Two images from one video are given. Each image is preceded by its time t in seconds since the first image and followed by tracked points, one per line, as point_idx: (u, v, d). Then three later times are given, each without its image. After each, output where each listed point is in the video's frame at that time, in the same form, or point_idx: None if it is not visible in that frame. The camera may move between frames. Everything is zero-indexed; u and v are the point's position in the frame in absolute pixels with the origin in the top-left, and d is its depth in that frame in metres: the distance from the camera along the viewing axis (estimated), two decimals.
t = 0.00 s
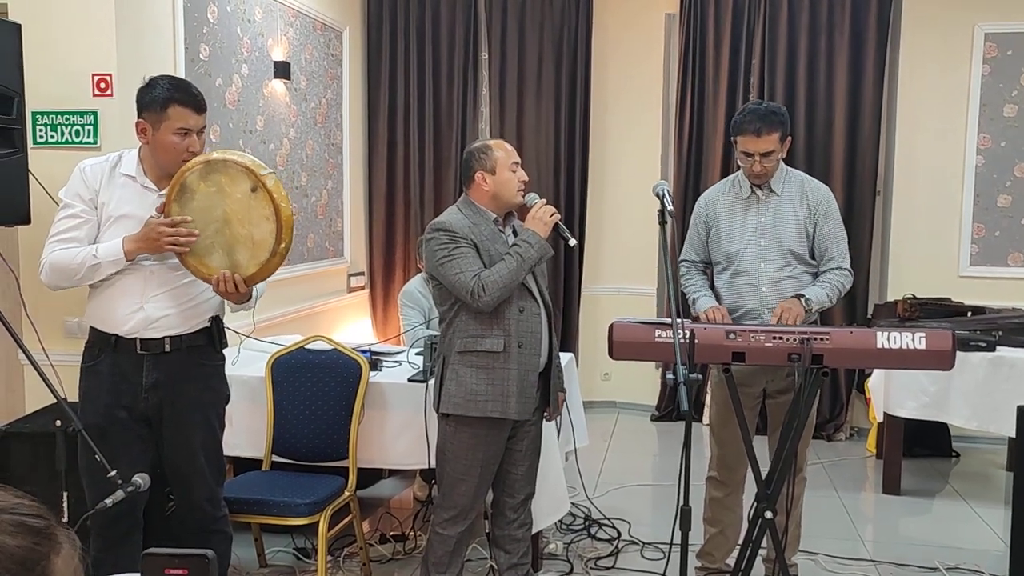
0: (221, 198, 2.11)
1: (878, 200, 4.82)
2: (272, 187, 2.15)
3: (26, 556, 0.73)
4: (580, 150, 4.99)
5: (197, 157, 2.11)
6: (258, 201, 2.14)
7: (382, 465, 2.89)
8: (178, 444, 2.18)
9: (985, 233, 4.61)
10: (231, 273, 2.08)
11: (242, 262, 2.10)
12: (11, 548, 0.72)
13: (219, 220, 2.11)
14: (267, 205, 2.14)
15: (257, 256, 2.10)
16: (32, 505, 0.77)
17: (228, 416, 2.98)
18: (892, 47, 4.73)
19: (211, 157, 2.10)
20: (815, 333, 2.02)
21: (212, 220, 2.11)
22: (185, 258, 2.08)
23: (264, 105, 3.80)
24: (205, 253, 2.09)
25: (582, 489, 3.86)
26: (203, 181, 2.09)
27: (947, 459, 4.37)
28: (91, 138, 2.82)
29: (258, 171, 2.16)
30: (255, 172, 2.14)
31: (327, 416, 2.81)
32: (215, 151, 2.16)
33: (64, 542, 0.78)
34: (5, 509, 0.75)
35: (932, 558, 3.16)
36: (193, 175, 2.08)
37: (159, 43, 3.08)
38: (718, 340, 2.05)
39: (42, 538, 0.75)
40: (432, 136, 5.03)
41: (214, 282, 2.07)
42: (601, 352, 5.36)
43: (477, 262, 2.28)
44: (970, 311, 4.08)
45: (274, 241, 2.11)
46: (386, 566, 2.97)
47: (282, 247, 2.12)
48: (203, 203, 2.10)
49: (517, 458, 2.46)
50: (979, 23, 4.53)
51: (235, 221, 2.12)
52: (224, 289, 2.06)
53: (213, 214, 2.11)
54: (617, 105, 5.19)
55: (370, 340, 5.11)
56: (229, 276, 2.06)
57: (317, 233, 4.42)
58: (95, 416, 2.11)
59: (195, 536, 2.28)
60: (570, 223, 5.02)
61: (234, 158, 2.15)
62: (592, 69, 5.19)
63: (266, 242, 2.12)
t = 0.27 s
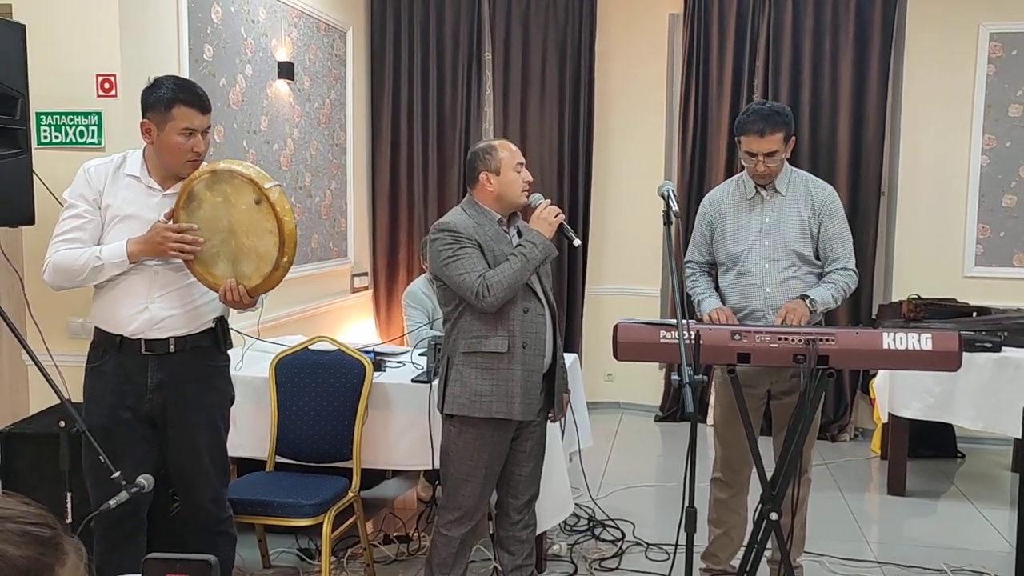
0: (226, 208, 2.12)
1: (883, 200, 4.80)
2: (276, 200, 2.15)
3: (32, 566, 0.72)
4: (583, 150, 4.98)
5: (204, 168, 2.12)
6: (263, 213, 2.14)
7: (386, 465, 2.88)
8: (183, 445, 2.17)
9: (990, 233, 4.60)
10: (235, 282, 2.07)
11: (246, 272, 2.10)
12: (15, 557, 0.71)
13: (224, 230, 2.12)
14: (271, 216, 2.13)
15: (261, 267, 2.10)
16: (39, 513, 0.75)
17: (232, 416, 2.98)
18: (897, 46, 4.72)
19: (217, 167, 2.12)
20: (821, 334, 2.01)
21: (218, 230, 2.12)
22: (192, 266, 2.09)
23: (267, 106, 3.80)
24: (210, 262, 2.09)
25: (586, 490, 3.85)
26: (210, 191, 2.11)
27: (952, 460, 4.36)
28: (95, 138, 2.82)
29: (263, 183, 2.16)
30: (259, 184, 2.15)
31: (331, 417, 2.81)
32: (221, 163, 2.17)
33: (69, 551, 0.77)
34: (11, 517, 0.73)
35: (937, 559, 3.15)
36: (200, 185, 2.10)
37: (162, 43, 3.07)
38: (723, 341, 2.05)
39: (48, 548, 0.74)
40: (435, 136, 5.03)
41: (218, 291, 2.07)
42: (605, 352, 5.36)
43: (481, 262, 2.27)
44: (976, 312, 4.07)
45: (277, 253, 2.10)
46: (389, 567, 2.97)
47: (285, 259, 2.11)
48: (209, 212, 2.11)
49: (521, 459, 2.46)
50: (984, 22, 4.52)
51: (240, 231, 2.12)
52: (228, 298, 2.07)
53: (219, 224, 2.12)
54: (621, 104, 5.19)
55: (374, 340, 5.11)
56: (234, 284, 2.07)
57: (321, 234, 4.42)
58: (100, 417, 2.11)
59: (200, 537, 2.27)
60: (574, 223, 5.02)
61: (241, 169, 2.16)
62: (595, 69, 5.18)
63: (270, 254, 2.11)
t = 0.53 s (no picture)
0: (229, 206, 2.11)
1: (889, 203, 4.78)
2: (279, 196, 2.13)
3: None
4: (588, 152, 4.97)
5: (207, 165, 2.11)
6: (266, 210, 2.13)
7: (388, 469, 2.87)
8: (183, 449, 2.16)
9: (997, 236, 4.57)
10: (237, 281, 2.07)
11: (249, 270, 2.09)
12: None
13: (227, 228, 2.11)
14: (274, 214, 2.12)
15: (264, 265, 2.10)
16: (23, 527, 0.74)
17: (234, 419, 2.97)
18: (903, 48, 4.69)
19: (220, 165, 2.10)
20: (826, 337, 1.99)
21: (220, 227, 2.11)
22: (194, 265, 2.08)
23: (270, 107, 3.79)
24: (213, 261, 2.08)
25: (589, 493, 3.83)
26: (212, 189, 2.10)
27: (959, 465, 4.33)
28: (97, 140, 2.82)
29: (266, 180, 2.14)
30: (263, 181, 2.13)
31: (332, 420, 2.79)
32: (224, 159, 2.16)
33: (54, 565, 0.75)
34: None
35: (944, 565, 3.12)
36: (203, 183, 2.08)
37: (165, 44, 3.06)
38: (727, 344, 2.03)
39: (31, 563, 0.72)
40: (439, 138, 5.02)
41: (222, 290, 2.07)
42: (609, 355, 5.34)
43: (483, 264, 2.26)
44: (982, 315, 4.04)
45: (280, 250, 2.10)
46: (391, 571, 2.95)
47: (288, 257, 2.10)
48: (212, 211, 2.10)
49: (524, 463, 2.44)
50: (991, 24, 4.49)
51: (243, 229, 2.12)
52: (231, 297, 2.07)
53: (221, 222, 2.11)
54: (626, 106, 5.17)
55: (377, 342, 5.10)
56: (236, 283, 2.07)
57: (324, 236, 4.41)
58: (100, 420, 2.09)
59: (201, 541, 2.26)
60: (578, 226, 5.01)
61: (244, 165, 2.14)
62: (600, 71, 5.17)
63: (273, 252, 2.10)
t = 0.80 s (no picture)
0: (230, 205, 2.08)
1: (896, 209, 4.73)
2: (281, 191, 2.10)
3: None
4: (592, 158, 4.94)
5: (207, 166, 2.08)
6: (268, 207, 2.10)
7: (387, 477, 2.84)
8: (178, 457, 2.13)
9: (1006, 243, 4.52)
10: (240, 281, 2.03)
11: (252, 269, 2.05)
12: None
13: (228, 228, 2.07)
14: (276, 210, 2.09)
15: (266, 262, 2.06)
16: None
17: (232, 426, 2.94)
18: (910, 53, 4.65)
19: (220, 164, 2.07)
20: (830, 346, 1.95)
21: (221, 228, 2.07)
22: (196, 268, 2.04)
23: (272, 112, 3.77)
24: (214, 262, 2.04)
25: (591, 502, 3.79)
26: (213, 189, 2.06)
27: (967, 474, 4.27)
28: (95, 144, 2.80)
29: (267, 176, 2.11)
30: (263, 177, 2.10)
31: (330, 427, 2.76)
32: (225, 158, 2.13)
33: None
34: None
35: None
36: (202, 184, 2.05)
37: (164, 48, 3.05)
38: (730, 353, 1.99)
39: None
40: (443, 142, 4.99)
41: (224, 291, 2.03)
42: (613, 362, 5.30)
43: (482, 271, 2.22)
44: (991, 323, 3.99)
45: (283, 246, 2.06)
46: None
47: (291, 252, 2.07)
48: (212, 211, 2.06)
49: (523, 473, 2.40)
50: (1000, 28, 4.45)
51: (244, 228, 2.08)
52: (234, 298, 2.04)
53: (222, 222, 2.07)
54: (631, 111, 5.14)
55: (379, 348, 5.07)
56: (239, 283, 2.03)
57: (326, 241, 4.38)
58: (95, 428, 2.06)
59: (195, 551, 2.23)
60: (582, 232, 4.97)
61: (243, 164, 2.11)
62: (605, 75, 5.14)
63: (276, 248, 2.07)
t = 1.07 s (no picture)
0: (223, 211, 2.05)
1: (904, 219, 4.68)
2: (275, 195, 2.08)
3: None
4: (597, 167, 4.91)
5: (199, 170, 2.04)
6: (262, 211, 2.07)
7: (384, 490, 2.80)
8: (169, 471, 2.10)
9: (1016, 254, 4.46)
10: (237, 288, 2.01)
11: (249, 275, 2.04)
12: None
13: (223, 234, 2.05)
14: (270, 213, 2.07)
15: (263, 268, 2.04)
16: None
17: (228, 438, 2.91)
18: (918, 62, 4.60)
19: (211, 169, 2.03)
20: (833, 361, 1.91)
21: (215, 233, 2.05)
22: (192, 276, 2.02)
23: (273, 120, 3.76)
24: (211, 269, 2.03)
25: (593, 515, 3.74)
26: (205, 195, 2.03)
27: (976, 489, 4.21)
28: (92, 152, 2.78)
29: (259, 179, 2.08)
30: (256, 181, 2.07)
31: (326, 439, 2.73)
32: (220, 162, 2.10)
33: None
34: None
35: None
36: (195, 190, 2.01)
37: (163, 56, 3.04)
38: (730, 367, 1.95)
39: None
40: (447, 150, 4.97)
41: (222, 298, 2.01)
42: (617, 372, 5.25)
43: (478, 282, 2.19)
44: (1001, 335, 3.93)
45: (279, 251, 2.03)
46: None
47: (288, 257, 2.04)
48: (205, 217, 2.03)
49: (521, 487, 2.36)
50: (1009, 37, 4.40)
51: (239, 233, 2.06)
52: (233, 305, 2.01)
53: (216, 227, 2.05)
54: (636, 120, 5.10)
55: (382, 357, 5.04)
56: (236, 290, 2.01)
57: (328, 250, 4.36)
58: (86, 442, 2.03)
59: (186, 566, 2.20)
60: (586, 241, 4.93)
61: (235, 168, 2.07)
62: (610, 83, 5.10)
63: (272, 253, 2.05)
